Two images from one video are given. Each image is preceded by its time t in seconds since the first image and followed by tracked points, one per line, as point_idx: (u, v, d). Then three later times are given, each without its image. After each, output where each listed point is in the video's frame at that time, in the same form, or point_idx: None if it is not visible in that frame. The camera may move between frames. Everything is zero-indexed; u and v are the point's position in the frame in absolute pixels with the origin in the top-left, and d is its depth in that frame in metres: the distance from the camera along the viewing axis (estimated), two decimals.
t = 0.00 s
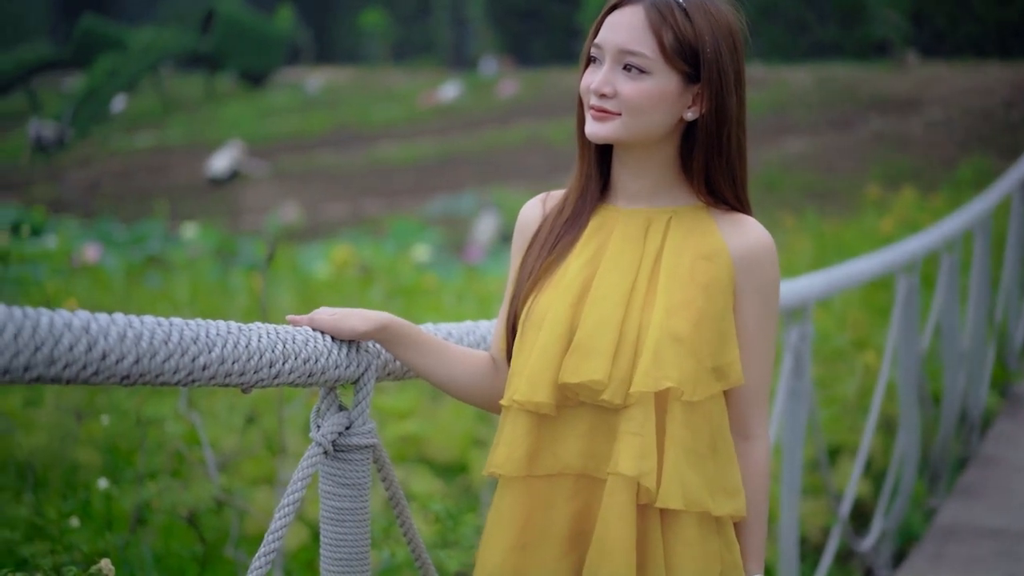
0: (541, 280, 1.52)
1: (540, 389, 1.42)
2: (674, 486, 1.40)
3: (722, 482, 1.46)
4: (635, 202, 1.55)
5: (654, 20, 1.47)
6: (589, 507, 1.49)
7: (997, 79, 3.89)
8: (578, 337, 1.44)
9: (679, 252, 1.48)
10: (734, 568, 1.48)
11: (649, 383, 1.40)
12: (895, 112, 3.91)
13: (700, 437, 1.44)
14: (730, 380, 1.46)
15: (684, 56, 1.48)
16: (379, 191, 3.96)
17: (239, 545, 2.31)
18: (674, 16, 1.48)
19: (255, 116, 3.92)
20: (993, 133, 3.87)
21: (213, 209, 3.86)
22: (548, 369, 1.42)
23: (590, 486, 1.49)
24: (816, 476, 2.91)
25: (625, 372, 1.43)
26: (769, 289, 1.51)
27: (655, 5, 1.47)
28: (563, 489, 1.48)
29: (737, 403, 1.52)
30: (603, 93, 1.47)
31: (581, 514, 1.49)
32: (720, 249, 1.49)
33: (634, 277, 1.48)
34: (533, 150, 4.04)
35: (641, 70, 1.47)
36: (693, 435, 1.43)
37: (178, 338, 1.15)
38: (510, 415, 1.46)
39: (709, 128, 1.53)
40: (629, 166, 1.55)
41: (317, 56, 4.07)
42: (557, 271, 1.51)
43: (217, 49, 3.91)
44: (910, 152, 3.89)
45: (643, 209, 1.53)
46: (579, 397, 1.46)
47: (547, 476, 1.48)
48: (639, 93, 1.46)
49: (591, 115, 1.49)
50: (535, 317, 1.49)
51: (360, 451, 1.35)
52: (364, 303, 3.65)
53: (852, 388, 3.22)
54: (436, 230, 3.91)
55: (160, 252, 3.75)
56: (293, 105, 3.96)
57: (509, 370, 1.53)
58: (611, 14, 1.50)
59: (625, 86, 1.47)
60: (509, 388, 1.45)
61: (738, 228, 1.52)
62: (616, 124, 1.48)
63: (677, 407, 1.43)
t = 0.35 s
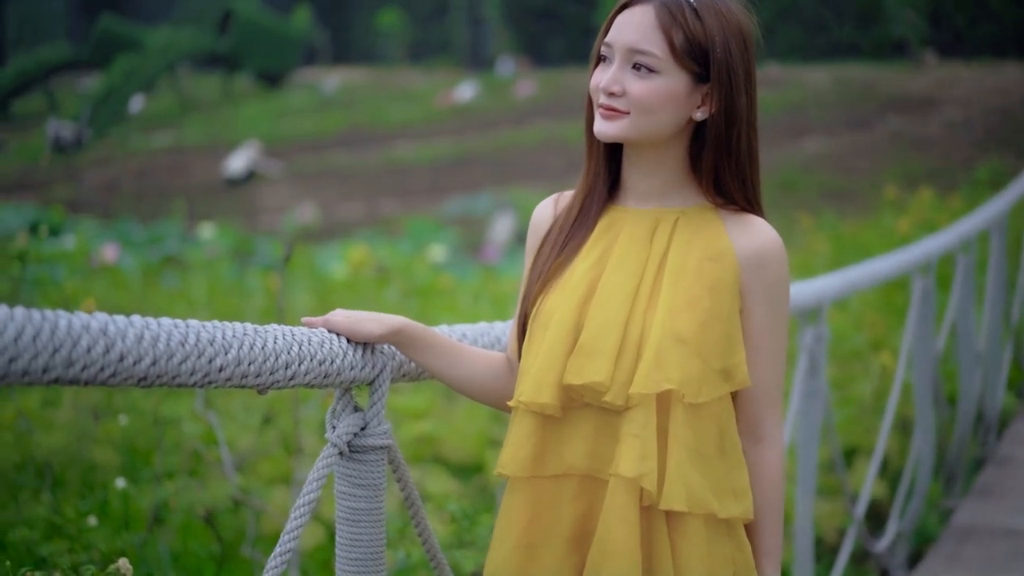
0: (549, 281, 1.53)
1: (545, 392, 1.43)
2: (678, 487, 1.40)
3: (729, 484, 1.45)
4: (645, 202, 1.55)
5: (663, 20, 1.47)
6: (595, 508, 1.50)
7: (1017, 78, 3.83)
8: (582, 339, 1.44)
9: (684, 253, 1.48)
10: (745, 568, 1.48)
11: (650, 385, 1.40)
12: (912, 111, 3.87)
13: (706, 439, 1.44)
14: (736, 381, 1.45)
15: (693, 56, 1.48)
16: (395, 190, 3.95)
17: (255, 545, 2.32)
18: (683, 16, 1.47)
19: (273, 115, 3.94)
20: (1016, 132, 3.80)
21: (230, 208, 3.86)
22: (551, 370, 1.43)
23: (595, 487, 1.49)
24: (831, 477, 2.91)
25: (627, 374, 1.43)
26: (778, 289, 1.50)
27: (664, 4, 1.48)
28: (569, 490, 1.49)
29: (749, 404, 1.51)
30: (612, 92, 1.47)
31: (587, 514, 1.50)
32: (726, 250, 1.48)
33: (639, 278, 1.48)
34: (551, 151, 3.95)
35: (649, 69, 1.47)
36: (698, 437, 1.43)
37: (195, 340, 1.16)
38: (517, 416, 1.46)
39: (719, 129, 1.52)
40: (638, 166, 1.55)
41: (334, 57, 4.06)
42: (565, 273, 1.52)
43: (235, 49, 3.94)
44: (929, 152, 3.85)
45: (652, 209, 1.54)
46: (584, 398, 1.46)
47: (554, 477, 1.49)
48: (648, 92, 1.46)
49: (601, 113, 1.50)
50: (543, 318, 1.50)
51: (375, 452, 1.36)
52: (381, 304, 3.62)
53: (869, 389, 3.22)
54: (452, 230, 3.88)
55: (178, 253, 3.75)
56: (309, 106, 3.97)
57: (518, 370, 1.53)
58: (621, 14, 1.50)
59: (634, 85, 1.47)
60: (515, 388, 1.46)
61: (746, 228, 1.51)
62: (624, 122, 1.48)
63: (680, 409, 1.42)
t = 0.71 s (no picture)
0: (553, 283, 1.54)
1: (548, 393, 1.43)
2: (679, 488, 1.40)
3: (732, 485, 1.45)
4: (649, 202, 1.56)
5: (667, 19, 1.47)
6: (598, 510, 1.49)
7: None
8: (584, 341, 1.45)
9: (687, 254, 1.48)
10: (750, 569, 1.48)
11: (650, 386, 1.40)
12: (929, 112, 3.85)
13: (709, 441, 1.43)
14: (739, 382, 1.45)
15: (696, 56, 1.48)
16: (409, 190, 3.95)
17: (269, 544, 2.33)
18: (688, 16, 1.48)
19: (287, 115, 3.95)
20: None
21: (245, 209, 3.88)
22: (554, 372, 1.44)
23: (598, 489, 1.49)
24: (844, 477, 2.91)
25: (628, 375, 1.43)
26: (782, 290, 1.50)
27: (669, 4, 1.48)
28: (574, 491, 1.49)
29: (753, 405, 1.51)
30: (616, 91, 1.48)
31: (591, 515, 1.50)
32: (728, 251, 1.48)
33: (641, 281, 1.48)
34: (565, 152, 3.94)
35: (653, 68, 1.47)
36: (700, 439, 1.43)
37: (207, 341, 1.17)
38: (521, 418, 1.47)
39: (722, 129, 1.52)
40: (642, 166, 1.56)
41: (348, 56, 4.04)
42: (569, 276, 1.53)
43: (248, 49, 3.94)
44: (943, 153, 3.83)
45: (656, 209, 1.54)
46: (586, 400, 1.46)
47: (558, 477, 1.49)
48: (651, 91, 1.46)
49: (604, 112, 1.50)
50: (546, 320, 1.50)
51: (387, 452, 1.36)
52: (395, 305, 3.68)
53: (883, 389, 3.22)
54: (467, 231, 3.88)
55: (193, 253, 3.77)
56: (323, 107, 3.97)
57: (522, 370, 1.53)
58: (626, 14, 1.50)
59: (637, 83, 1.47)
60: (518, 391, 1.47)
61: (751, 229, 1.51)
62: (628, 121, 1.48)
63: (681, 410, 1.42)
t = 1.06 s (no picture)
0: (556, 287, 1.52)
1: (551, 394, 1.41)
2: (682, 489, 1.37)
3: (737, 487, 1.42)
4: (654, 204, 1.54)
5: (669, 19, 1.46)
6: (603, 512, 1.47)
7: None
8: (585, 343, 1.43)
9: (691, 254, 1.46)
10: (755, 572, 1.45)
11: (651, 388, 1.37)
12: (944, 112, 3.84)
13: (713, 443, 1.40)
14: (743, 385, 1.42)
15: (698, 55, 1.46)
16: (424, 190, 3.96)
17: (284, 544, 2.34)
18: (690, 15, 1.46)
19: (302, 116, 3.97)
20: None
21: (261, 209, 3.89)
22: (556, 373, 1.42)
23: (603, 491, 1.47)
24: (859, 477, 2.91)
25: (630, 378, 1.41)
26: (786, 291, 1.47)
27: (671, 4, 1.46)
28: (578, 493, 1.47)
29: (757, 407, 1.48)
30: (617, 92, 1.46)
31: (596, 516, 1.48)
32: (732, 251, 1.45)
33: (644, 282, 1.46)
34: (580, 151, 3.96)
35: (654, 68, 1.45)
36: (704, 441, 1.40)
37: (224, 342, 1.18)
38: (525, 421, 1.46)
39: (725, 129, 1.50)
40: (646, 167, 1.54)
41: (364, 56, 4.07)
42: (571, 278, 1.51)
43: (264, 49, 3.94)
44: (960, 154, 3.82)
45: (660, 211, 1.52)
46: (589, 401, 1.44)
47: (563, 478, 1.48)
48: (653, 92, 1.45)
49: (606, 113, 1.49)
50: (548, 322, 1.49)
51: (401, 452, 1.37)
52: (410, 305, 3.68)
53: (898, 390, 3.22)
54: (482, 230, 3.88)
55: (208, 252, 3.78)
56: (338, 107, 3.99)
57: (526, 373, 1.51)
58: (628, 14, 1.49)
59: (638, 83, 1.45)
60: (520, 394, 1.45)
61: (755, 229, 1.48)
62: (630, 122, 1.46)
63: (684, 411, 1.39)
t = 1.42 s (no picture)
0: (558, 288, 1.54)
1: (549, 395, 1.42)
2: (680, 492, 1.38)
3: (736, 490, 1.43)
4: (657, 206, 1.55)
5: (671, 19, 1.47)
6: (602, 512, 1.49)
7: None
8: (584, 344, 1.44)
9: (691, 257, 1.47)
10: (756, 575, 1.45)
11: (648, 390, 1.38)
12: (961, 112, 3.82)
13: (711, 447, 1.41)
14: (742, 387, 1.43)
15: (700, 55, 1.48)
16: (438, 190, 3.96)
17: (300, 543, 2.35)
18: (691, 16, 1.48)
19: (318, 117, 3.98)
20: None
21: (277, 209, 3.91)
22: (554, 374, 1.43)
23: (602, 491, 1.48)
24: (874, 478, 2.90)
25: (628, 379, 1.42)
26: (788, 295, 1.48)
27: (673, 4, 1.48)
28: (576, 493, 1.48)
29: (759, 409, 1.49)
30: (620, 92, 1.47)
31: (596, 517, 1.49)
32: (733, 255, 1.46)
33: (643, 283, 1.47)
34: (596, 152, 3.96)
35: (656, 68, 1.47)
36: (703, 444, 1.41)
37: (243, 343, 1.19)
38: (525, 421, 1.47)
39: (727, 130, 1.51)
40: (650, 169, 1.55)
41: (380, 56, 4.08)
42: (573, 279, 1.53)
43: (281, 49, 3.97)
44: (977, 155, 3.80)
45: (664, 213, 1.54)
46: (587, 402, 1.45)
47: (561, 480, 1.48)
48: (655, 92, 1.46)
49: (609, 113, 1.50)
50: (549, 323, 1.50)
51: (418, 453, 1.38)
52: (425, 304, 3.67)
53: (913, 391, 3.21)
54: (497, 231, 3.88)
55: (224, 253, 3.78)
56: (355, 108, 4.00)
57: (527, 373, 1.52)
58: (631, 15, 1.51)
59: (640, 83, 1.47)
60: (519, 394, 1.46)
61: (756, 233, 1.49)
62: (632, 122, 1.48)
63: (680, 414, 1.40)
